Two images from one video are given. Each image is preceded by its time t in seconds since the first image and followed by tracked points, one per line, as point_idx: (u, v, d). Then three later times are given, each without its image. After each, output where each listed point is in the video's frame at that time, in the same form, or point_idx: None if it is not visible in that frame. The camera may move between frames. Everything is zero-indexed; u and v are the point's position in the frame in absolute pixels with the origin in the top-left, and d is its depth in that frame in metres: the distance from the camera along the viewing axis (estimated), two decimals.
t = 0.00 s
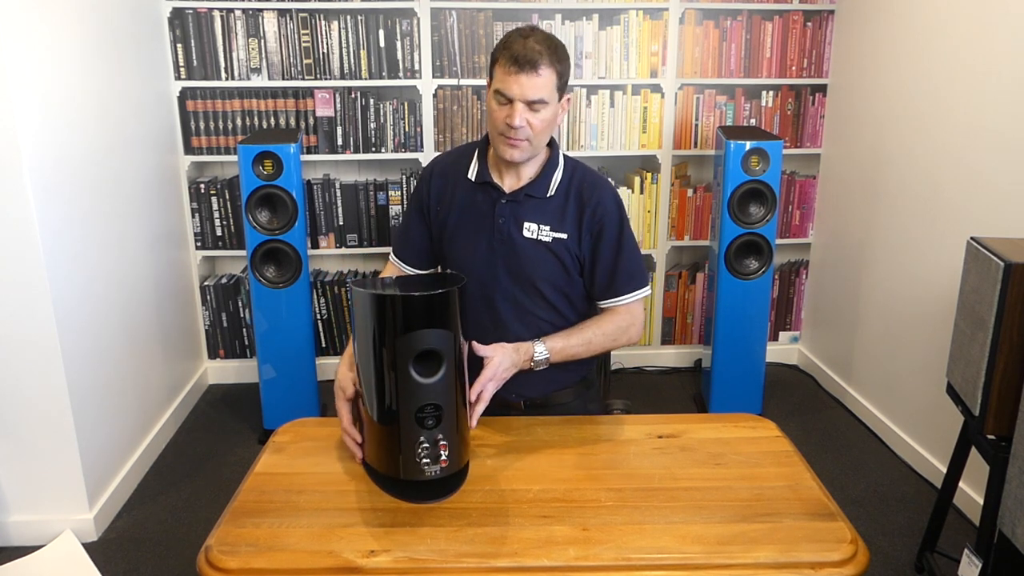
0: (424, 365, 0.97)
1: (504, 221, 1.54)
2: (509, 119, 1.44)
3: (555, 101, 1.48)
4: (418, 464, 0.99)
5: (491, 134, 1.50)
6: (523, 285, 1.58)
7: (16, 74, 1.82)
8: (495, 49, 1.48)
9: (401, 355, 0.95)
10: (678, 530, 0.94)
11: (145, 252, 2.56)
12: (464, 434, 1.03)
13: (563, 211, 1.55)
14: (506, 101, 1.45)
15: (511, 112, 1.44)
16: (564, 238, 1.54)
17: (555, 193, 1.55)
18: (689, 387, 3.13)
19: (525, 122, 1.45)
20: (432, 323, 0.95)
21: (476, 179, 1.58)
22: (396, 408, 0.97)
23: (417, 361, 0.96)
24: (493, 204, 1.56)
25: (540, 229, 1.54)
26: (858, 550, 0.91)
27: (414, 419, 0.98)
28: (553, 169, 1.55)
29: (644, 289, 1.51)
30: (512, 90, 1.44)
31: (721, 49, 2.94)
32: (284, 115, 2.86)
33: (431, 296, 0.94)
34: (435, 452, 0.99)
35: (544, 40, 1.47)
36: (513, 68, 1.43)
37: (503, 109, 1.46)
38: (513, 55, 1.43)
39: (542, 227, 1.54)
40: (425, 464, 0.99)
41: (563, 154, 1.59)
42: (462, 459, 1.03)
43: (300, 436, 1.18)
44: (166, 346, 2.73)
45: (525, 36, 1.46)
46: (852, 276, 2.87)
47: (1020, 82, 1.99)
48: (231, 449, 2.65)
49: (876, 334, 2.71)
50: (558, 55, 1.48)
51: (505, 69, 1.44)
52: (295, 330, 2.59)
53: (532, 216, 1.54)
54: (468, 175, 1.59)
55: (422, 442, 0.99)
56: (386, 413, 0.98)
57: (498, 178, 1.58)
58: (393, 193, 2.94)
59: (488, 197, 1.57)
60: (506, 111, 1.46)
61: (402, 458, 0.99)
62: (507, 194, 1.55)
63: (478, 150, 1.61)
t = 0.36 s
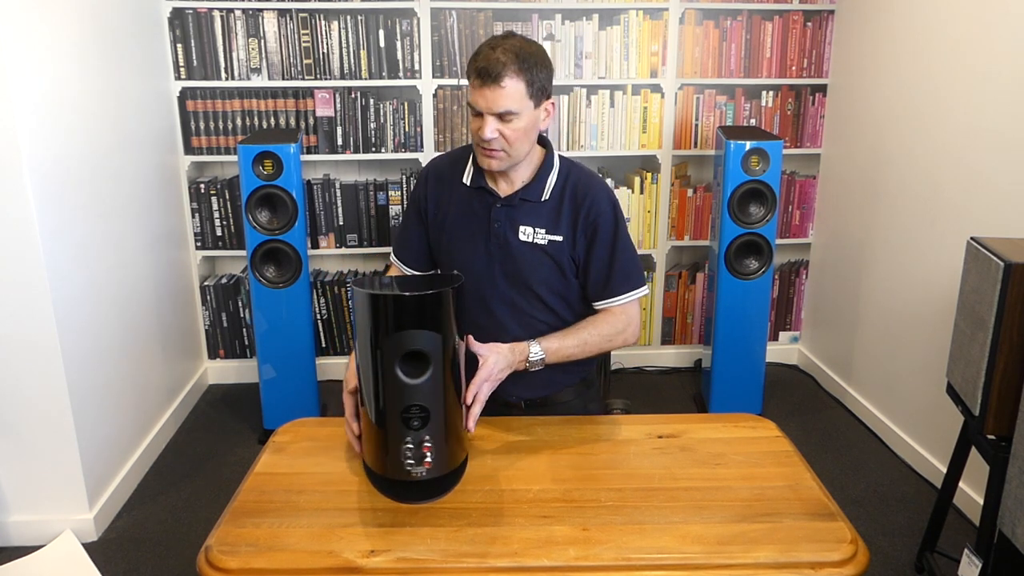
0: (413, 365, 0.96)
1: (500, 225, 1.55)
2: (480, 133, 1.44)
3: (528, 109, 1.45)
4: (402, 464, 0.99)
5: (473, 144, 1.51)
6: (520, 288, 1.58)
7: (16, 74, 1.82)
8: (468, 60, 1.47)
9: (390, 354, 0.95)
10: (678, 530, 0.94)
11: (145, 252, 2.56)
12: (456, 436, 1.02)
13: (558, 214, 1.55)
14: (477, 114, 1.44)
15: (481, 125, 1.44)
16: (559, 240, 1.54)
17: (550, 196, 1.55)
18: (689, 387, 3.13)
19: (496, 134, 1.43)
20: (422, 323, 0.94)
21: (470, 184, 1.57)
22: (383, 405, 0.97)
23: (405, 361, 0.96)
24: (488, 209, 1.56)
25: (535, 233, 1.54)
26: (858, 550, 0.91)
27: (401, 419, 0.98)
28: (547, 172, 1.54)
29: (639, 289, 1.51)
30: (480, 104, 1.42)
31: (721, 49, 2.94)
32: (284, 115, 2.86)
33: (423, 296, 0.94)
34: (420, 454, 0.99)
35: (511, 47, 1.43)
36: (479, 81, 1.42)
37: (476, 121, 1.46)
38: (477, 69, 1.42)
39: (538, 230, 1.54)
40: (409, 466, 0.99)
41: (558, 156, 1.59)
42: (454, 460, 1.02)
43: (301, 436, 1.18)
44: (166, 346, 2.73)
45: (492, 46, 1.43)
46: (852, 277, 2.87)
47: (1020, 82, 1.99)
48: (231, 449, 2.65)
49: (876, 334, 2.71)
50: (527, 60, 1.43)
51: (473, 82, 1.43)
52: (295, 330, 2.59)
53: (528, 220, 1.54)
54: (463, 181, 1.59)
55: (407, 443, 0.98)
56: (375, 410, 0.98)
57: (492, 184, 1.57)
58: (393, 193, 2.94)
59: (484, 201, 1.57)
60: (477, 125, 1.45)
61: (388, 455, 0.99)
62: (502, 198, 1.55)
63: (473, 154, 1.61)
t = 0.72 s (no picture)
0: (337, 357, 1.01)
1: (494, 224, 1.55)
2: (472, 129, 1.44)
3: (521, 105, 1.45)
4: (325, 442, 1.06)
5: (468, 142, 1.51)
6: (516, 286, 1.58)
7: (16, 74, 1.82)
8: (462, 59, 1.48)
9: (325, 340, 1.02)
10: (678, 530, 0.94)
11: (145, 252, 2.56)
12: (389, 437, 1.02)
13: (552, 212, 1.54)
14: (470, 111, 1.45)
15: (473, 122, 1.44)
16: (553, 239, 1.54)
17: (545, 194, 1.54)
18: (689, 387, 3.13)
19: (488, 130, 1.43)
20: (361, 319, 0.96)
21: (467, 183, 1.58)
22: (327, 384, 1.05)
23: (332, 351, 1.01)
24: (484, 207, 1.57)
25: (529, 231, 1.54)
26: (857, 550, 0.91)
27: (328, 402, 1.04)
28: (543, 170, 1.54)
29: (627, 291, 1.46)
30: (471, 100, 1.43)
31: (720, 49, 2.95)
32: (284, 115, 2.86)
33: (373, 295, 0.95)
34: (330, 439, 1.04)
35: (503, 44, 1.44)
36: (471, 79, 1.43)
37: (468, 118, 1.46)
38: (469, 66, 1.43)
39: (532, 229, 1.54)
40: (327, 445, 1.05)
41: (556, 154, 1.58)
42: (415, 458, 1.04)
43: (301, 436, 1.18)
44: (166, 346, 2.73)
45: (485, 43, 1.44)
46: (852, 276, 2.87)
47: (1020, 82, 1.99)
48: (230, 449, 2.65)
49: (876, 334, 2.71)
50: (519, 57, 1.44)
51: (465, 79, 1.44)
52: (295, 330, 2.59)
53: (522, 218, 1.54)
54: (460, 178, 1.60)
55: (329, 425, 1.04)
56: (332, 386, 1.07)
57: (488, 182, 1.58)
58: (393, 193, 2.95)
59: (480, 200, 1.57)
60: (470, 121, 1.46)
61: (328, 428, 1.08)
62: (497, 196, 1.56)
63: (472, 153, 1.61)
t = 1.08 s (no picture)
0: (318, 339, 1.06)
1: (492, 223, 1.55)
2: (479, 130, 1.44)
3: (530, 108, 1.44)
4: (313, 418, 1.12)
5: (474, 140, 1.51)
6: (511, 286, 1.58)
7: (16, 74, 1.82)
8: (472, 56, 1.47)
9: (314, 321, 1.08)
10: (678, 530, 0.94)
11: (144, 252, 2.56)
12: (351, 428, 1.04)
13: (550, 214, 1.53)
14: (478, 111, 1.44)
15: (482, 122, 1.44)
16: (548, 241, 1.53)
17: (544, 197, 1.54)
18: (689, 387, 3.13)
19: (495, 132, 1.43)
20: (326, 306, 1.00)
21: (470, 180, 1.59)
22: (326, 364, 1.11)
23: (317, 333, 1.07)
24: (484, 206, 1.57)
25: (526, 233, 1.54)
26: (858, 550, 0.91)
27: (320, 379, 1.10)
28: (544, 172, 1.54)
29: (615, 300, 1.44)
30: (480, 101, 1.42)
31: (721, 49, 2.94)
32: (284, 115, 2.86)
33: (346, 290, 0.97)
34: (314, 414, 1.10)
35: (515, 45, 1.42)
36: (482, 79, 1.42)
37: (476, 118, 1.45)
38: (480, 66, 1.42)
39: (529, 230, 1.53)
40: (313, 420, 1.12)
41: (559, 156, 1.57)
42: (377, 458, 1.04)
43: (300, 436, 1.18)
44: (166, 347, 2.73)
45: (496, 44, 1.43)
46: (852, 276, 2.87)
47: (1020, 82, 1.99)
48: (230, 449, 2.65)
49: (876, 334, 2.70)
50: (531, 60, 1.43)
51: (475, 78, 1.43)
52: (295, 331, 2.59)
53: (520, 219, 1.54)
54: (464, 175, 1.60)
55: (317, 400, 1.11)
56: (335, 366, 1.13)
57: (490, 181, 1.58)
58: (393, 193, 2.95)
59: (480, 199, 1.58)
60: (477, 121, 1.45)
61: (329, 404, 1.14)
62: (496, 196, 1.56)
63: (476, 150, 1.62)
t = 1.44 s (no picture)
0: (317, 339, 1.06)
1: (504, 221, 1.55)
2: (495, 130, 1.44)
3: (543, 106, 1.45)
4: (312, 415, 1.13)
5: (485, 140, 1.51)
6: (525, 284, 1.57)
7: (16, 74, 1.82)
8: (479, 56, 1.46)
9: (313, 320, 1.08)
10: (678, 530, 0.94)
11: (144, 252, 2.56)
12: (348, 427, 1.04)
13: (563, 209, 1.55)
14: (491, 112, 1.44)
15: (497, 122, 1.44)
16: (564, 236, 1.55)
17: (555, 192, 1.55)
18: (689, 387, 3.13)
19: (511, 133, 1.44)
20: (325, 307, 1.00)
21: (475, 180, 1.57)
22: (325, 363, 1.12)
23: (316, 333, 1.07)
24: (492, 205, 1.56)
25: (540, 229, 1.55)
26: (858, 550, 0.91)
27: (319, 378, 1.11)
28: (552, 168, 1.55)
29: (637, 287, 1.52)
30: (495, 102, 1.43)
31: (721, 49, 2.94)
32: (284, 115, 2.86)
33: (341, 291, 0.97)
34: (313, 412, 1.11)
35: (525, 44, 1.43)
36: (495, 80, 1.42)
37: (490, 119, 1.45)
38: (492, 66, 1.41)
39: (543, 226, 1.54)
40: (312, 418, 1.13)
41: (562, 151, 1.59)
42: (375, 457, 1.04)
43: (301, 436, 1.18)
44: (166, 347, 2.73)
45: (506, 43, 1.43)
46: (852, 276, 2.87)
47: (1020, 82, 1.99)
48: (230, 449, 2.65)
49: (876, 334, 2.71)
50: (541, 58, 1.43)
51: (486, 78, 1.43)
52: (295, 331, 2.59)
53: (532, 215, 1.55)
54: (468, 175, 1.59)
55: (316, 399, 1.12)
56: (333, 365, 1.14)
57: (497, 180, 1.58)
58: (393, 193, 2.95)
59: (489, 198, 1.57)
60: (491, 121, 1.45)
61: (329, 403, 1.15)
62: (506, 193, 1.55)
63: (478, 150, 1.61)
